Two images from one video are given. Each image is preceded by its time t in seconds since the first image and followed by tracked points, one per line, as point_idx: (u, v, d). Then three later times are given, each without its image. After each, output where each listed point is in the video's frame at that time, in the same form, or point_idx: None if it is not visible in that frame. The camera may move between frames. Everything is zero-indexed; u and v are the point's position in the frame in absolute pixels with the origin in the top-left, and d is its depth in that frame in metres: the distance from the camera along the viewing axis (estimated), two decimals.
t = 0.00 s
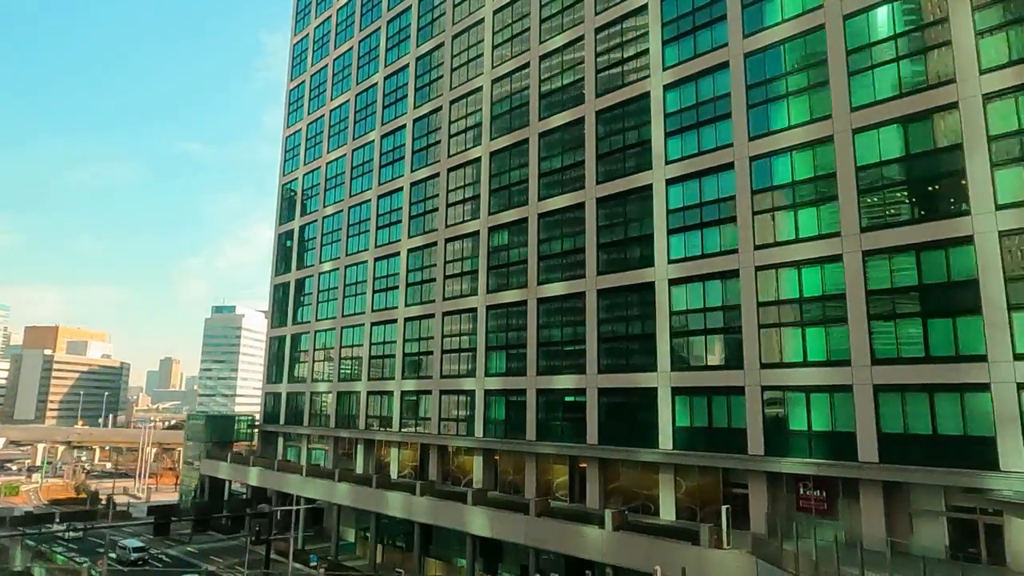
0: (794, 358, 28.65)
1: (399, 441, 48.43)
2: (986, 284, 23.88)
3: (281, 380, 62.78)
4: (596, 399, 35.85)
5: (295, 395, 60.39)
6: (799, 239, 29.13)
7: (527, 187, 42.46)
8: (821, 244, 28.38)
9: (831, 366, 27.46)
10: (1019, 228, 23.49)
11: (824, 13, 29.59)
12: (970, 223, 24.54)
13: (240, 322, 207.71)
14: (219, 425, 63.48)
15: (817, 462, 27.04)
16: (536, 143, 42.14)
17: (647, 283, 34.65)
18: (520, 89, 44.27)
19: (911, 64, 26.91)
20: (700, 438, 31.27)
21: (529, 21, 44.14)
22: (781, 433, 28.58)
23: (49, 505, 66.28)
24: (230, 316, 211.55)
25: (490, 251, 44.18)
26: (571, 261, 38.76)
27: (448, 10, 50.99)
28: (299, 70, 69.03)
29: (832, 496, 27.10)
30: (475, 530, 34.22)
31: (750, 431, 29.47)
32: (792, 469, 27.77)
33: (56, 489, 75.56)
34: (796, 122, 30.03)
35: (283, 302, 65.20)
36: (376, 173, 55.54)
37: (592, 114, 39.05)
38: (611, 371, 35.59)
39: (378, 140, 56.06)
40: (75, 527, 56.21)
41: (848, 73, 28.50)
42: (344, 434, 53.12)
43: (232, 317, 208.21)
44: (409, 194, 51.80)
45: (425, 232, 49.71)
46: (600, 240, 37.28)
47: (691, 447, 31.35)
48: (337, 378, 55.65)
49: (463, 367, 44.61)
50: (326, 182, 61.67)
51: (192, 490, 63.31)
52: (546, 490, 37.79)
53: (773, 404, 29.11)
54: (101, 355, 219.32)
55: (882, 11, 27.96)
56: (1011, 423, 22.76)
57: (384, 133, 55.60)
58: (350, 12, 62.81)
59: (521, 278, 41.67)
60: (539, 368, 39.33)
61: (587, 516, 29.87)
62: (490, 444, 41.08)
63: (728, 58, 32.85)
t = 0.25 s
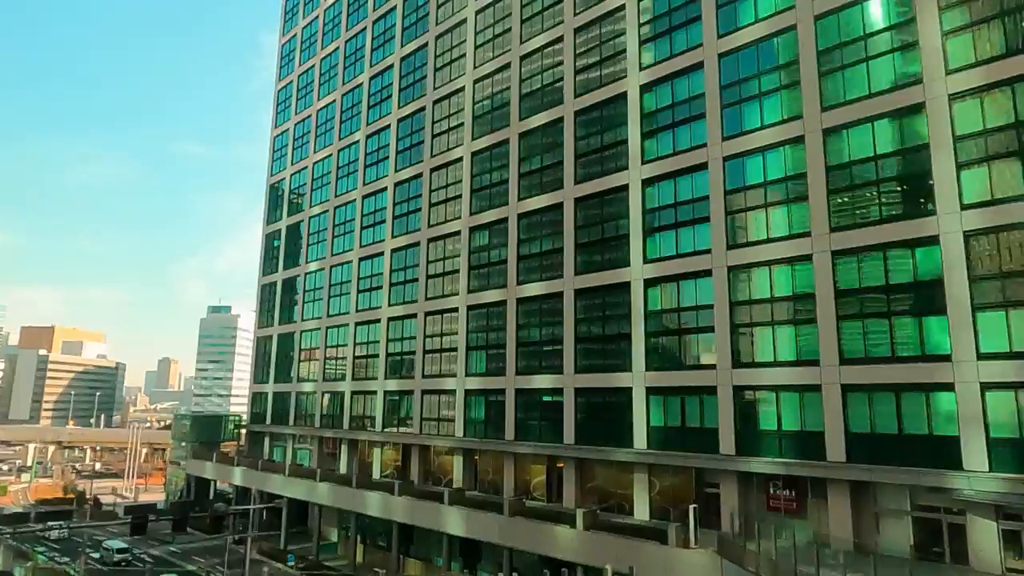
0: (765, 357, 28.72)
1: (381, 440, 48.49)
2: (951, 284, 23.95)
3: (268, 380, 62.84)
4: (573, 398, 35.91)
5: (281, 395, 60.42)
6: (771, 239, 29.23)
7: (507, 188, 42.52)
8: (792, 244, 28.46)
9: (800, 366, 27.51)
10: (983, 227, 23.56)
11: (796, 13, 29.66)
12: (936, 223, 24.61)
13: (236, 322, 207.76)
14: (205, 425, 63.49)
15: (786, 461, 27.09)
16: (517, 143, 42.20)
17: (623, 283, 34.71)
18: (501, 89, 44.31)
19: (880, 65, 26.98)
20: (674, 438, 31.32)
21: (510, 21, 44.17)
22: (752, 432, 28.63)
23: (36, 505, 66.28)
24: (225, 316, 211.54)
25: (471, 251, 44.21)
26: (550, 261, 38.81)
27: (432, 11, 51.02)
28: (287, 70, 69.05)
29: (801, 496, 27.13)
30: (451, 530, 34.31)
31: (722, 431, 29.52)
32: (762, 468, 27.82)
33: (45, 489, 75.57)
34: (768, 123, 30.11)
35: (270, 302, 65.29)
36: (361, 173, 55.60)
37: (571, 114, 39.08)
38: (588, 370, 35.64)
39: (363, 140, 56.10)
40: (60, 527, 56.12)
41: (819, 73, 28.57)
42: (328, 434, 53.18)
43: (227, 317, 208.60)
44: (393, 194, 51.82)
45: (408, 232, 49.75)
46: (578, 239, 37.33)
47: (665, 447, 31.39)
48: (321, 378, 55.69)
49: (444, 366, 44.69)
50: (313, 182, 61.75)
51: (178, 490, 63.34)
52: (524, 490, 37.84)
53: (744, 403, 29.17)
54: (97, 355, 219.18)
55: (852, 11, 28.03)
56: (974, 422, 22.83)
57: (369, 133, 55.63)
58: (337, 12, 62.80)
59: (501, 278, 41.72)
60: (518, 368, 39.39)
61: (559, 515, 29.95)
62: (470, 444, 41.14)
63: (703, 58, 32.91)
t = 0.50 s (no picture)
0: (736, 357, 28.77)
1: (365, 440, 48.53)
2: (916, 283, 24.01)
3: (254, 380, 62.87)
4: (549, 398, 35.97)
5: (267, 395, 60.46)
6: (742, 239, 29.28)
7: (488, 187, 42.56)
8: (762, 244, 28.52)
9: (770, 365, 27.57)
10: (947, 227, 23.63)
11: (768, 13, 29.71)
12: (903, 223, 24.67)
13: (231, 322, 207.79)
14: (192, 425, 63.50)
15: (755, 460, 27.13)
16: (497, 143, 42.25)
17: (599, 283, 34.77)
18: (482, 89, 44.35)
19: (849, 65, 27.05)
20: (647, 437, 31.36)
21: (491, 21, 44.22)
22: (723, 432, 28.67)
23: (23, 505, 66.30)
24: (221, 316, 211.54)
25: (452, 251, 44.24)
26: (529, 261, 38.87)
27: (416, 11, 51.05)
28: (275, 70, 69.09)
29: (771, 495, 27.17)
30: (426, 529, 34.37)
31: (694, 430, 29.57)
32: (732, 467, 27.86)
33: (33, 489, 75.58)
34: (741, 122, 30.17)
35: (257, 302, 65.36)
36: (346, 173, 55.64)
37: (550, 114, 39.13)
38: (566, 370, 35.68)
39: (348, 140, 56.12)
40: (45, 527, 56.12)
41: (790, 73, 28.62)
42: (312, 434, 53.22)
43: (223, 317, 208.90)
44: (377, 194, 51.84)
45: (391, 232, 49.79)
46: (556, 239, 37.37)
47: (639, 447, 31.42)
48: (306, 378, 55.72)
49: (426, 366, 44.73)
50: (300, 182, 61.80)
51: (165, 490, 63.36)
52: (503, 489, 37.89)
53: (716, 402, 29.22)
54: (92, 355, 219.12)
55: (823, 12, 28.08)
56: (938, 421, 22.88)
57: (354, 133, 55.66)
58: (324, 12, 62.83)
59: (481, 278, 41.76)
60: (497, 367, 39.45)
61: (531, 515, 30.00)
62: (450, 444, 41.17)
63: (678, 58, 32.95)
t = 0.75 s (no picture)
0: (707, 356, 28.81)
1: (348, 440, 48.59)
2: (881, 283, 24.07)
3: (241, 379, 62.92)
4: (527, 397, 36.02)
5: (253, 394, 60.51)
6: (714, 238, 29.33)
7: (469, 187, 42.60)
8: (734, 244, 28.56)
9: (741, 365, 27.61)
10: (913, 227, 23.68)
11: (740, 13, 29.74)
12: (869, 222, 24.74)
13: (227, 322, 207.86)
14: (179, 425, 63.54)
15: (725, 460, 27.19)
16: (478, 143, 42.29)
17: (575, 282, 34.82)
18: (464, 89, 44.37)
19: (818, 65, 27.10)
20: (621, 437, 31.41)
21: (473, 21, 44.26)
22: (695, 431, 28.72)
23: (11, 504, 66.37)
24: (217, 316, 211.58)
25: (434, 251, 44.28)
26: (508, 261, 38.92)
27: (400, 11, 51.08)
28: (264, 70, 69.10)
29: (740, 494, 27.23)
30: (403, 528, 34.46)
31: (666, 429, 29.63)
32: (702, 467, 27.91)
33: (22, 488, 75.62)
34: (714, 122, 30.20)
35: (245, 301, 65.44)
36: (332, 173, 55.67)
37: (529, 114, 39.17)
38: (543, 370, 35.72)
39: (334, 140, 56.14)
40: (30, 527, 56.15)
41: (762, 73, 28.66)
42: (297, 433, 53.29)
43: (219, 317, 208.97)
44: (361, 194, 51.86)
45: (375, 231, 49.82)
46: (534, 239, 37.42)
47: (613, 446, 31.47)
48: (292, 378, 55.77)
49: (407, 366, 44.76)
50: (287, 182, 61.83)
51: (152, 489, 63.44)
52: (481, 489, 37.95)
53: (688, 402, 29.27)
54: (89, 355, 219.14)
55: (794, 12, 28.14)
56: (902, 421, 22.93)
57: (340, 133, 55.68)
58: (311, 12, 62.83)
59: (462, 278, 41.81)
60: (476, 367, 39.48)
61: (503, 514, 30.05)
62: (430, 443, 41.23)
63: (653, 57, 32.98)
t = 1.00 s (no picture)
0: (679, 356, 28.84)
1: (331, 439, 48.64)
2: (848, 283, 24.10)
3: (229, 379, 62.98)
4: (505, 397, 36.06)
5: (240, 394, 60.58)
6: (687, 238, 29.36)
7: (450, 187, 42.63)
8: (705, 243, 28.60)
9: (711, 364, 27.65)
10: (878, 227, 23.72)
11: (713, 13, 29.79)
12: (836, 222, 24.78)
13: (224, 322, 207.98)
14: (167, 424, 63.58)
15: (695, 459, 27.24)
16: (459, 143, 42.34)
17: (552, 282, 34.86)
18: (446, 89, 44.41)
19: (789, 65, 27.14)
20: (596, 436, 31.44)
21: (455, 21, 44.32)
22: (667, 430, 28.76)
23: None
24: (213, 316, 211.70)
25: (416, 250, 44.31)
26: (487, 260, 38.96)
27: (385, 11, 51.13)
28: (253, 70, 69.14)
29: (711, 493, 27.28)
30: (379, 528, 34.50)
31: (638, 429, 29.69)
32: (673, 466, 27.95)
33: (12, 488, 75.69)
34: (687, 122, 30.22)
35: (232, 301, 65.52)
36: (317, 173, 55.72)
37: (508, 114, 39.20)
38: (520, 369, 35.76)
39: (320, 140, 56.16)
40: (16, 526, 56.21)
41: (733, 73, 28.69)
42: (282, 433, 53.35)
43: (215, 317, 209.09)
44: (346, 193, 51.88)
45: (359, 231, 49.85)
46: (513, 238, 37.46)
47: (588, 445, 31.50)
48: (277, 378, 55.82)
49: (390, 365, 44.79)
50: (274, 181, 61.88)
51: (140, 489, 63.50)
52: (460, 488, 37.99)
53: (660, 401, 29.30)
54: (85, 355, 219.27)
55: (765, 12, 28.20)
56: (867, 420, 22.96)
57: (325, 132, 55.70)
58: (298, 12, 62.86)
59: (442, 277, 41.85)
60: (456, 366, 39.53)
61: (477, 513, 30.09)
62: (411, 443, 41.27)
63: (629, 57, 33.01)
